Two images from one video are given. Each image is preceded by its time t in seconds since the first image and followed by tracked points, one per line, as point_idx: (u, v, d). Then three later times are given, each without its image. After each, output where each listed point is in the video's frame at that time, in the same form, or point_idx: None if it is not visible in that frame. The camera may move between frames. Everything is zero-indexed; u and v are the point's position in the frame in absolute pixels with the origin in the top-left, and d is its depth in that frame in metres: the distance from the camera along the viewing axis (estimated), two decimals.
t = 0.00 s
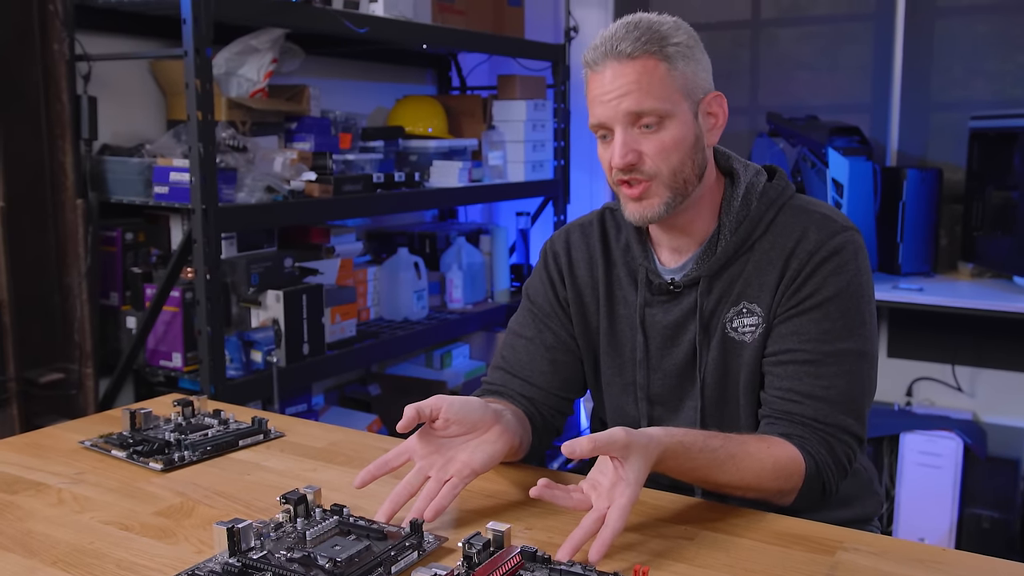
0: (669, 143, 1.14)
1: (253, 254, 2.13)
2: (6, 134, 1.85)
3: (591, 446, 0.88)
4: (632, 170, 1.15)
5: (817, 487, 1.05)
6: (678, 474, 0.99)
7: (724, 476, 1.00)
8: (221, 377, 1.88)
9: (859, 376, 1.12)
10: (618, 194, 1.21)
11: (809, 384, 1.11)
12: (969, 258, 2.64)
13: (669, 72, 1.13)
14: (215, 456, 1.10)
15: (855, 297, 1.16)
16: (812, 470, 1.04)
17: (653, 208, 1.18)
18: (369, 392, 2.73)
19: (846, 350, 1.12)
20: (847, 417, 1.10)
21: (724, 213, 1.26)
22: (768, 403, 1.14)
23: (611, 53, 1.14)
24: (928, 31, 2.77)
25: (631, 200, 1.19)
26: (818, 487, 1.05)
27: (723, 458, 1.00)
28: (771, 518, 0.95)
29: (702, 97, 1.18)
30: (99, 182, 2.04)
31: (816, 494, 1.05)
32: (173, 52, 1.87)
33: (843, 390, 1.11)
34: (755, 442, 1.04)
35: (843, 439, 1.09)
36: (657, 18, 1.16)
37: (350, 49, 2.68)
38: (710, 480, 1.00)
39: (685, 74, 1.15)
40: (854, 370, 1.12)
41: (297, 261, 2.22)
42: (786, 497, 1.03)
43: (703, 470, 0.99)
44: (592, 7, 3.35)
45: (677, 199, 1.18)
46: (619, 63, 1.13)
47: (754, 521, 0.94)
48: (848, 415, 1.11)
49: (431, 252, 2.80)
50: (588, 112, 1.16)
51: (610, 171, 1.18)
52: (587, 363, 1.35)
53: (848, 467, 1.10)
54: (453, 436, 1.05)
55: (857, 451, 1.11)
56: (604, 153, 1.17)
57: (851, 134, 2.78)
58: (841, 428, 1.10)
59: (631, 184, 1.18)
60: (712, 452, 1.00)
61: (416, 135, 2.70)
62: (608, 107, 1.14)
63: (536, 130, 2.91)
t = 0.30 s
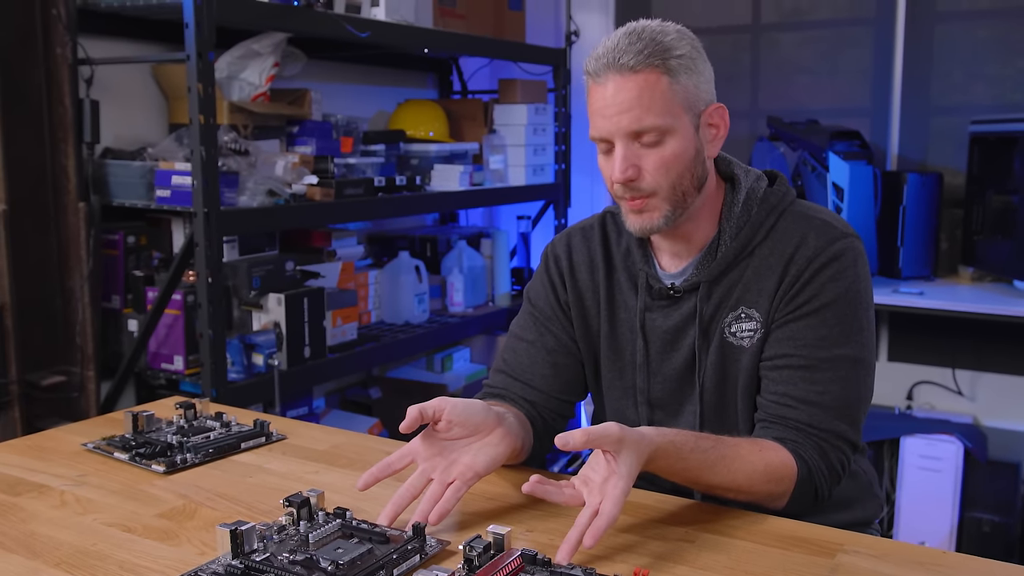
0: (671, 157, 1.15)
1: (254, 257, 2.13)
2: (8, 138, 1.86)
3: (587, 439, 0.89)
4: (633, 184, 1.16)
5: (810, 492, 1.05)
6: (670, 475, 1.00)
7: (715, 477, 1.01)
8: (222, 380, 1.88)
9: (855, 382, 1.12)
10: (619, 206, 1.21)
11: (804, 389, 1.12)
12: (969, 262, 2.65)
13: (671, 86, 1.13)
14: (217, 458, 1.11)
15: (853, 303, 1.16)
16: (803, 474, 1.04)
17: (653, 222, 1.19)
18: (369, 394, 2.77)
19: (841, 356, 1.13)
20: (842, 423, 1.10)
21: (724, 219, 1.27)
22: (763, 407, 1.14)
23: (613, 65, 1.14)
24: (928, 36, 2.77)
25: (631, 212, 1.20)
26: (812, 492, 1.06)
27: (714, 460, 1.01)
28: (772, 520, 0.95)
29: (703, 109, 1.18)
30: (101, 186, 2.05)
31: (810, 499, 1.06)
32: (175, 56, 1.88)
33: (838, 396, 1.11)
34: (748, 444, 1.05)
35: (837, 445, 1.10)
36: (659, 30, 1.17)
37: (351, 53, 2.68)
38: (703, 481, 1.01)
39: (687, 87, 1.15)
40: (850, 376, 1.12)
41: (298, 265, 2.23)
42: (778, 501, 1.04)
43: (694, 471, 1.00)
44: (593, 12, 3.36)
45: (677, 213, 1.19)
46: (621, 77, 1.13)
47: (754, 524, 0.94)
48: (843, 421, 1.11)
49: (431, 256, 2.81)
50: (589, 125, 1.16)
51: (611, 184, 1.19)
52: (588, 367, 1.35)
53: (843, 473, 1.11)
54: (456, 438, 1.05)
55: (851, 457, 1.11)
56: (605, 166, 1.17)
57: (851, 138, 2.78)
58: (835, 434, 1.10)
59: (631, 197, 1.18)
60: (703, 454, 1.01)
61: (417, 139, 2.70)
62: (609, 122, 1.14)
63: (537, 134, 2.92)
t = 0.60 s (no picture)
0: (676, 161, 1.15)
1: (257, 256, 2.15)
2: (10, 137, 1.86)
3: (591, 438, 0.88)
4: (639, 189, 1.16)
5: (816, 492, 1.05)
6: (674, 476, 1.00)
7: (720, 479, 1.01)
8: (224, 378, 1.88)
9: (862, 382, 1.12)
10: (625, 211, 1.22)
11: (811, 389, 1.12)
12: (972, 263, 2.64)
13: (677, 89, 1.13)
14: (220, 457, 1.11)
15: (859, 303, 1.16)
16: (810, 474, 1.04)
17: (659, 226, 1.19)
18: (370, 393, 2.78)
19: (847, 356, 1.13)
20: (849, 423, 1.10)
21: (728, 219, 1.26)
22: (769, 407, 1.14)
23: (618, 70, 1.14)
24: (931, 36, 2.77)
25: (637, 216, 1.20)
26: (818, 492, 1.06)
27: (719, 461, 1.01)
28: (775, 521, 0.95)
29: (708, 111, 1.18)
30: (104, 184, 2.05)
31: (816, 499, 1.06)
32: (178, 54, 1.88)
33: (845, 396, 1.11)
34: (753, 446, 1.04)
35: (844, 445, 1.09)
36: (663, 31, 1.16)
37: (354, 52, 2.68)
38: (708, 482, 1.01)
39: (692, 91, 1.15)
40: (857, 376, 1.12)
41: (300, 264, 2.23)
42: (785, 501, 1.03)
43: (699, 472, 1.00)
44: (596, 11, 3.36)
45: (683, 216, 1.19)
46: (625, 81, 1.13)
47: (757, 524, 0.94)
48: (850, 421, 1.11)
49: (434, 255, 2.81)
50: (594, 130, 1.16)
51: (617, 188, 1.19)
52: (592, 368, 1.35)
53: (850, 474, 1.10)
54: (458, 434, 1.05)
55: (858, 457, 1.11)
56: (612, 171, 1.17)
57: (854, 138, 2.78)
58: (842, 434, 1.10)
59: (637, 202, 1.18)
60: (707, 455, 1.00)
61: (420, 138, 2.71)
62: (615, 127, 1.14)
63: (539, 134, 2.92)
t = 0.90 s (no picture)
0: (695, 156, 1.14)
1: (255, 254, 2.14)
2: (7, 136, 1.85)
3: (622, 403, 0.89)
4: (656, 182, 1.16)
5: (845, 490, 1.02)
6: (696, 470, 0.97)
7: (741, 473, 0.98)
8: (223, 377, 1.88)
9: (882, 375, 1.11)
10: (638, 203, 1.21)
11: (833, 383, 1.10)
12: (971, 260, 2.64)
13: (697, 84, 1.13)
14: (219, 456, 1.10)
15: (874, 298, 1.16)
16: (836, 467, 1.01)
17: (673, 220, 1.19)
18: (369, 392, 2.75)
19: (867, 349, 1.11)
20: (873, 415, 1.08)
21: (738, 216, 1.26)
22: (791, 405, 1.12)
23: (640, 62, 1.13)
24: (930, 34, 2.77)
25: (650, 210, 1.20)
26: (847, 489, 1.03)
27: (739, 453, 0.99)
28: (774, 520, 0.95)
29: (726, 108, 1.18)
30: (102, 182, 2.05)
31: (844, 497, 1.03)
32: (176, 52, 1.88)
33: (867, 388, 1.09)
34: (777, 441, 1.02)
35: (869, 437, 1.07)
36: (684, 24, 1.16)
37: (352, 49, 2.68)
38: (727, 478, 0.98)
39: (712, 85, 1.15)
40: (877, 368, 1.11)
41: (299, 262, 2.23)
42: (813, 496, 1.00)
43: (721, 462, 0.98)
44: (594, 9, 3.35)
45: (698, 211, 1.19)
46: (646, 73, 1.12)
47: (757, 523, 0.94)
48: (873, 413, 1.09)
49: (432, 253, 2.80)
50: (612, 122, 1.16)
51: (629, 178, 1.18)
52: (595, 371, 1.35)
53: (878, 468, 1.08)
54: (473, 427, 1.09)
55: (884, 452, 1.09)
56: (627, 162, 1.17)
57: (853, 136, 2.78)
58: (867, 426, 1.07)
59: (653, 195, 1.18)
60: (727, 447, 0.99)
61: (418, 136, 2.70)
62: (633, 119, 1.13)
63: (538, 132, 2.91)
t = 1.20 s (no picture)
0: (718, 146, 1.14)
1: (254, 253, 2.14)
2: (6, 135, 1.85)
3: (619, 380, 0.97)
4: (678, 170, 1.15)
5: (879, 479, 0.97)
6: (714, 489, 0.92)
7: (760, 485, 0.92)
8: (221, 377, 1.88)
9: (901, 358, 1.07)
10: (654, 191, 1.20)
11: (853, 368, 1.07)
12: (970, 259, 2.64)
13: (726, 74, 1.12)
14: (217, 455, 1.10)
15: (887, 287, 1.14)
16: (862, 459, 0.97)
17: (691, 210, 1.18)
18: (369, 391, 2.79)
19: (883, 334, 1.08)
20: (896, 397, 1.04)
21: (750, 214, 1.25)
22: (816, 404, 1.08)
23: (672, 46, 1.12)
24: (929, 32, 2.77)
25: (669, 199, 1.19)
26: (882, 477, 0.97)
27: (751, 465, 0.95)
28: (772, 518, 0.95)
29: (750, 103, 1.17)
30: (100, 182, 2.04)
31: (880, 488, 0.96)
32: (174, 51, 1.87)
33: (889, 372, 1.05)
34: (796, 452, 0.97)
35: (897, 418, 1.02)
36: (716, 13, 1.15)
37: (350, 48, 2.68)
38: (752, 494, 0.91)
39: (740, 77, 1.14)
40: (896, 352, 1.07)
41: (298, 261, 2.23)
42: (848, 496, 0.94)
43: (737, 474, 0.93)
44: (593, 7, 3.35)
45: (717, 204, 1.19)
46: (677, 58, 1.11)
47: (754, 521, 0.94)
48: (897, 394, 1.04)
49: (431, 252, 2.81)
50: (635, 104, 1.15)
51: (648, 164, 1.17)
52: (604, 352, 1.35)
53: (917, 450, 1.02)
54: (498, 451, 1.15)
55: (919, 438, 1.03)
56: (649, 148, 1.16)
57: (852, 134, 2.83)
58: (894, 409, 1.03)
59: (673, 184, 1.17)
60: (736, 463, 0.96)
61: (417, 135, 2.70)
62: (660, 103, 1.12)
63: (537, 130, 2.91)
